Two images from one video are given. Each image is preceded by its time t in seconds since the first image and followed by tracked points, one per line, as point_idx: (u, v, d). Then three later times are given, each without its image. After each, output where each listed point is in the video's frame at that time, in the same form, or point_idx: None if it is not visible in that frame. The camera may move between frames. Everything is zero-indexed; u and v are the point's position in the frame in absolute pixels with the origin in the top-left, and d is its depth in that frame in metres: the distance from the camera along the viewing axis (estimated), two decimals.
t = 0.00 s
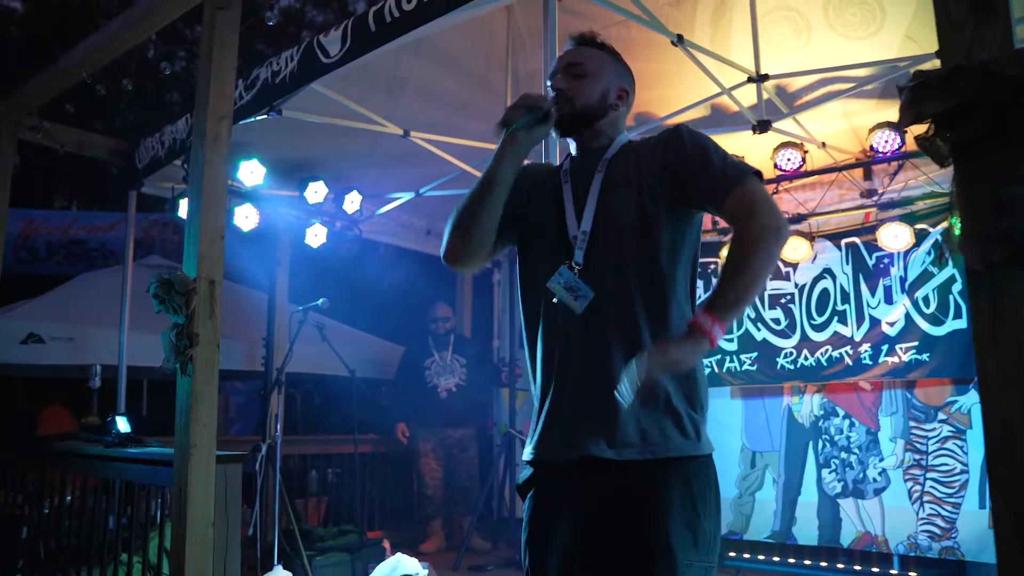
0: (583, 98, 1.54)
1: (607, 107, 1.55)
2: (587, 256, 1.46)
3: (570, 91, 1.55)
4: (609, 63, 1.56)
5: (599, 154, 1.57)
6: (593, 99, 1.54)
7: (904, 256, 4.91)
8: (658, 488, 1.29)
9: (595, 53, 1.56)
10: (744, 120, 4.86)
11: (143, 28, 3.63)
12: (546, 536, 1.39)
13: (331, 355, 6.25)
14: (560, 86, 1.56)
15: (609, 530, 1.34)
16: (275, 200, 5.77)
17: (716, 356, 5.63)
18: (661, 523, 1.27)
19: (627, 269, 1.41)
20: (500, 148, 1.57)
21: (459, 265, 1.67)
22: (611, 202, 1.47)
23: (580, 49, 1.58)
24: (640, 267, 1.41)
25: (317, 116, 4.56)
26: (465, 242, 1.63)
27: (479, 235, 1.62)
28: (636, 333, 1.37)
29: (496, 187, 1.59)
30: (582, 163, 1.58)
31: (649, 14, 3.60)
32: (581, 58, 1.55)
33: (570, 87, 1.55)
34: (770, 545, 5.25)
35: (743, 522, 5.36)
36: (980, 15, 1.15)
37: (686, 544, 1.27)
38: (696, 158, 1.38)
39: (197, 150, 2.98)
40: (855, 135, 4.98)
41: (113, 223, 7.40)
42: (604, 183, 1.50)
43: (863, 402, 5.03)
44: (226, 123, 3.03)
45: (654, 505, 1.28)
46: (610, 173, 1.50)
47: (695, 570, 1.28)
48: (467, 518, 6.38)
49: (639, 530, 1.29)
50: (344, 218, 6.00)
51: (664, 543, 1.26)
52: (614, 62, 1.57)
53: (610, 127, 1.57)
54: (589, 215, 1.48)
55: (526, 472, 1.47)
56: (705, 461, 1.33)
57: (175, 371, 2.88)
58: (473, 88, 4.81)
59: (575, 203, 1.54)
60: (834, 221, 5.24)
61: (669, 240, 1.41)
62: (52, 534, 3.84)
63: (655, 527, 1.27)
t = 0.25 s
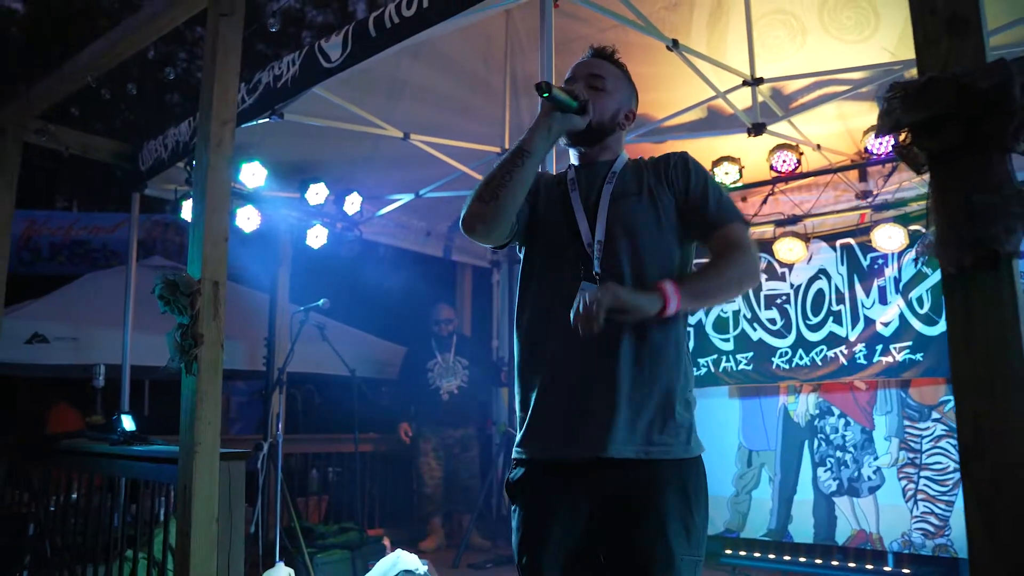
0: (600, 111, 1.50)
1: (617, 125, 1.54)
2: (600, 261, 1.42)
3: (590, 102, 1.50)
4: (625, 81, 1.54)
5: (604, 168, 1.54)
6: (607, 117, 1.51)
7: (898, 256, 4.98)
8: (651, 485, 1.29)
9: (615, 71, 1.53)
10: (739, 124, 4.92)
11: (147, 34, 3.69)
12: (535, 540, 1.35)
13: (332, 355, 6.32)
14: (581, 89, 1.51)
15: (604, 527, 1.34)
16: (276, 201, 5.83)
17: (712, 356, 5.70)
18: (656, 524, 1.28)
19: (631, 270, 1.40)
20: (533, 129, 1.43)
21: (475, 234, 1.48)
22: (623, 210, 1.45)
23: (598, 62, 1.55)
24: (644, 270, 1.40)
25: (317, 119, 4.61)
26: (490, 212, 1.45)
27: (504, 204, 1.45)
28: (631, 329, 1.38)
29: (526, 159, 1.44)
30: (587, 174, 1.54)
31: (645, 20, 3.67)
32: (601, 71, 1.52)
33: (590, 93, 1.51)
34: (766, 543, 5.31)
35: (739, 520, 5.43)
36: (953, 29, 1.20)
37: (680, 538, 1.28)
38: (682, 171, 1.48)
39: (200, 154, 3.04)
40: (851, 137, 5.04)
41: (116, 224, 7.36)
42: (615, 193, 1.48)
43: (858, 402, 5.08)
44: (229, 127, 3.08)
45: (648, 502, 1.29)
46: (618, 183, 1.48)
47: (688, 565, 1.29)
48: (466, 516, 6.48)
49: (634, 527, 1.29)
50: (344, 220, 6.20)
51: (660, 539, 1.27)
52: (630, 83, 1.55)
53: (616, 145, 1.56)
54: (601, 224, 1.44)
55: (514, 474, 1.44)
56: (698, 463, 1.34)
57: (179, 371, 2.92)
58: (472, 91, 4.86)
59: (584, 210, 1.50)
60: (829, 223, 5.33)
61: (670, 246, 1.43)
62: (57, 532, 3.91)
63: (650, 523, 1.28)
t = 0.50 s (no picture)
0: (592, 109, 1.55)
1: (609, 126, 1.58)
2: (594, 261, 1.47)
3: (583, 101, 1.55)
4: (618, 86, 1.60)
5: (598, 171, 1.57)
6: (600, 115, 1.56)
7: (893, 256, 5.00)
8: (646, 483, 1.35)
9: (609, 76, 1.59)
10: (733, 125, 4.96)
11: (153, 39, 3.76)
12: (533, 536, 1.40)
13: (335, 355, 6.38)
14: (574, 88, 1.56)
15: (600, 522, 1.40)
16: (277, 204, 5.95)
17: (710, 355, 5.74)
18: (649, 518, 1.34)
19: (625, 272, 1.45)
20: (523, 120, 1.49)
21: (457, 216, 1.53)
22: (619, 214, 1.49)
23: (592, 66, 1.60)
24: (639, 271, 1.45)
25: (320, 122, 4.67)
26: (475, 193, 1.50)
27: (489, 189, 1.50)
28: (625, 328, 1.41)
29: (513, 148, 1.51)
30: (580, 175, 1.58)
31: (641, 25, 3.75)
32: (595, 72, 1.57)
33: (584, 93, 1.56)
34: (765, 541, 5.38)
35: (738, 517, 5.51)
36: (929, 38, 1.25)
37: (673, 533, 1.34)
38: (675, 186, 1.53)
39: (205, 157, 3.09)
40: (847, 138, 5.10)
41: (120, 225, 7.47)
42: (611, 197, 1.51)
43: (855, 401, 5.13)
44: (233, 132, 3.14)
45: (642, 499, 1.35)
46: (614, 187, 1.52)
47: (681, 558, 1.35)
48: (467, 514, 6.56)
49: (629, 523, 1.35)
50: (346, 221, 6.22)
51: (655, 535, 1.33)
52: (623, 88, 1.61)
53: (607, 144, 1.60)
54: (597, 227, 1.48)
55: (512, 471, 1.49)
56: (689, 460, 1.39)
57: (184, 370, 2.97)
58: (472, 93, 4.92)
59: (579, 212, 1.54)
60: (825, 222, 5.38)
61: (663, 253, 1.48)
62: (62, 530, 3.97)
63: (645, 519, 1.34)
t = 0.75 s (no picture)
0: (587, 113, 1.59)
1: (605, 131, 1.62)
2: (591, 264, 1.51)
3: (579, 104, 1.60)
4: (615, 95, 1.65)
5: (594, 177, 1.61)
6: (596, 120, 1.60)
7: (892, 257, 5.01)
8: (636, 481, 1.39)
9: (605, 85, 1.65)
10: (730, 128, 5.06)
11: (159, 44, 3.82)
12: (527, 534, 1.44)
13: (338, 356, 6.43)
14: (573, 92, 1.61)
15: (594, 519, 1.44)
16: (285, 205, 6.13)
17: (709, 355, 5.76)
18: (639, 515, 1.38)
19: (620, 274, 1.50)
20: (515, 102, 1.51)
21: (452, 197, 1.52)
22: (616, 219, 1.53)
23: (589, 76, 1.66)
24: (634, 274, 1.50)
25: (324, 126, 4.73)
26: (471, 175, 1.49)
27: (483, 168, 1.49)
28: (619, 330, 1.46)
29: (503, 128, 1.51)
30: (577, 179, 1.62)
31: (639, 31, 3.87)
32: (592, 81, 1.63)
33: (582, 99, 1.60)
34: (764, 539, 5.43)
35: (738, 516, 5.57)
36: (909, 52, 1.30)
37: (663, 531, 1.38)
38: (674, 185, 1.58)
39: (210, 161, 3.15)
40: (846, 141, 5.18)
41: (125, 228, 7.43)
42: (608, 202, 1.56)
43: (854, 401, 5.19)
44: (238, 136, 3.19)
45: (633, 496, 1.39)
46: (610, 192, 1.57)
47: (672, 555, 1.39)
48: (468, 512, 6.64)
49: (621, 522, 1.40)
50: (349, 222, 6.23)
51: (646, 532, 1.37)
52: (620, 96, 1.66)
53: (603, 150, 1.64)
54: (594, 231, 1.53)
55: (506, 470, 1.53)
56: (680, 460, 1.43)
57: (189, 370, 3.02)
58: (475, 96, 4.96)
59: (577, 218, 1.58)
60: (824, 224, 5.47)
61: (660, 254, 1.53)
62: (69, 528, 4.03)
63: (636, 515, 1.38)
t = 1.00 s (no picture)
0: (596, 118, 1.62)
1: (613, 136, 1.66)
2: (591, 266, 1.56)
3: (587, 110, 1.63)
4: (623, 98, 1.68)
5: (601, 181, 1.64)
6: (604, 126, 1.63)
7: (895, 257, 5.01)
8: (634, 479, 1.43)
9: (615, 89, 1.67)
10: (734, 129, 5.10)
11: (170, 48, 3.89)
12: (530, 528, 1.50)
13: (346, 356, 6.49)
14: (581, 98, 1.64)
15: (595, 513, 1.47)
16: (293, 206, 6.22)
17: (714, 355, 5.79)
18: (639, 511, 1.42)
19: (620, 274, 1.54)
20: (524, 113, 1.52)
21: (460, 202, 1.58)
22: (619, 222, 1.57)
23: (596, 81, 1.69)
24: (634, 275, 1.54)
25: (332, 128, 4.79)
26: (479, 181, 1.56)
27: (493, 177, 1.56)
28: (618, 330, 1.50)
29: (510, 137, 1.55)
30: (584, 183, 1.65)
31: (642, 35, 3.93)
32: (601, 86, 1.65)
33: (591, 105, 1.63)
34: (769, 537, 5.47)
35: (743, 514, 5.60)
36: (901, 61, 1.36)
37: (661, 527, 1.42)
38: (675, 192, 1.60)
39: (220, 165, 3.21)
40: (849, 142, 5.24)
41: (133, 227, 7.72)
42: (611, 205, 1.60)
43: (858, 399, 5.21)
44: (247, 140, 3.25)
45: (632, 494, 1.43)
46: (615, 195, 1.60)
47: (670, 551, 1.43)
48: (475, 510, 6.69)
49: (619, 519, 1.44)
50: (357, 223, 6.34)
51: (643, 528, 1.41)
52: (629, 100, 1.68)
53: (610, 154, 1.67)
54: (595, 232, 1.57)
55: (509, 467, 1.58)
56: (680, 458, 1.47)
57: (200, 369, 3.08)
58: (481, 98, 5.01)
59: (581, 220, 1.62)
60: (828, 224, 5.52)
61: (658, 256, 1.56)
62: (81, 526, 4.10)
63: (633, 512, 1.42)
